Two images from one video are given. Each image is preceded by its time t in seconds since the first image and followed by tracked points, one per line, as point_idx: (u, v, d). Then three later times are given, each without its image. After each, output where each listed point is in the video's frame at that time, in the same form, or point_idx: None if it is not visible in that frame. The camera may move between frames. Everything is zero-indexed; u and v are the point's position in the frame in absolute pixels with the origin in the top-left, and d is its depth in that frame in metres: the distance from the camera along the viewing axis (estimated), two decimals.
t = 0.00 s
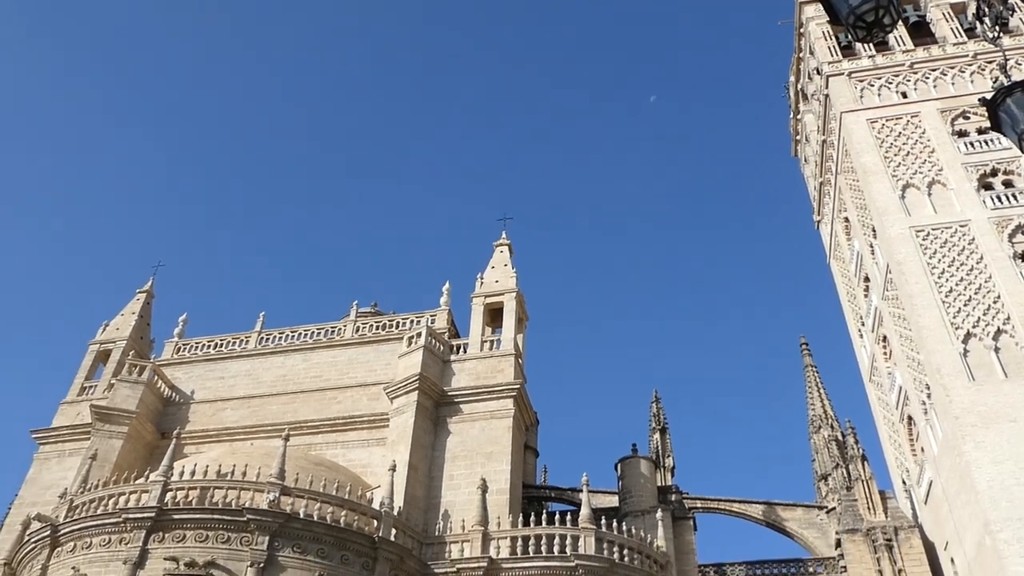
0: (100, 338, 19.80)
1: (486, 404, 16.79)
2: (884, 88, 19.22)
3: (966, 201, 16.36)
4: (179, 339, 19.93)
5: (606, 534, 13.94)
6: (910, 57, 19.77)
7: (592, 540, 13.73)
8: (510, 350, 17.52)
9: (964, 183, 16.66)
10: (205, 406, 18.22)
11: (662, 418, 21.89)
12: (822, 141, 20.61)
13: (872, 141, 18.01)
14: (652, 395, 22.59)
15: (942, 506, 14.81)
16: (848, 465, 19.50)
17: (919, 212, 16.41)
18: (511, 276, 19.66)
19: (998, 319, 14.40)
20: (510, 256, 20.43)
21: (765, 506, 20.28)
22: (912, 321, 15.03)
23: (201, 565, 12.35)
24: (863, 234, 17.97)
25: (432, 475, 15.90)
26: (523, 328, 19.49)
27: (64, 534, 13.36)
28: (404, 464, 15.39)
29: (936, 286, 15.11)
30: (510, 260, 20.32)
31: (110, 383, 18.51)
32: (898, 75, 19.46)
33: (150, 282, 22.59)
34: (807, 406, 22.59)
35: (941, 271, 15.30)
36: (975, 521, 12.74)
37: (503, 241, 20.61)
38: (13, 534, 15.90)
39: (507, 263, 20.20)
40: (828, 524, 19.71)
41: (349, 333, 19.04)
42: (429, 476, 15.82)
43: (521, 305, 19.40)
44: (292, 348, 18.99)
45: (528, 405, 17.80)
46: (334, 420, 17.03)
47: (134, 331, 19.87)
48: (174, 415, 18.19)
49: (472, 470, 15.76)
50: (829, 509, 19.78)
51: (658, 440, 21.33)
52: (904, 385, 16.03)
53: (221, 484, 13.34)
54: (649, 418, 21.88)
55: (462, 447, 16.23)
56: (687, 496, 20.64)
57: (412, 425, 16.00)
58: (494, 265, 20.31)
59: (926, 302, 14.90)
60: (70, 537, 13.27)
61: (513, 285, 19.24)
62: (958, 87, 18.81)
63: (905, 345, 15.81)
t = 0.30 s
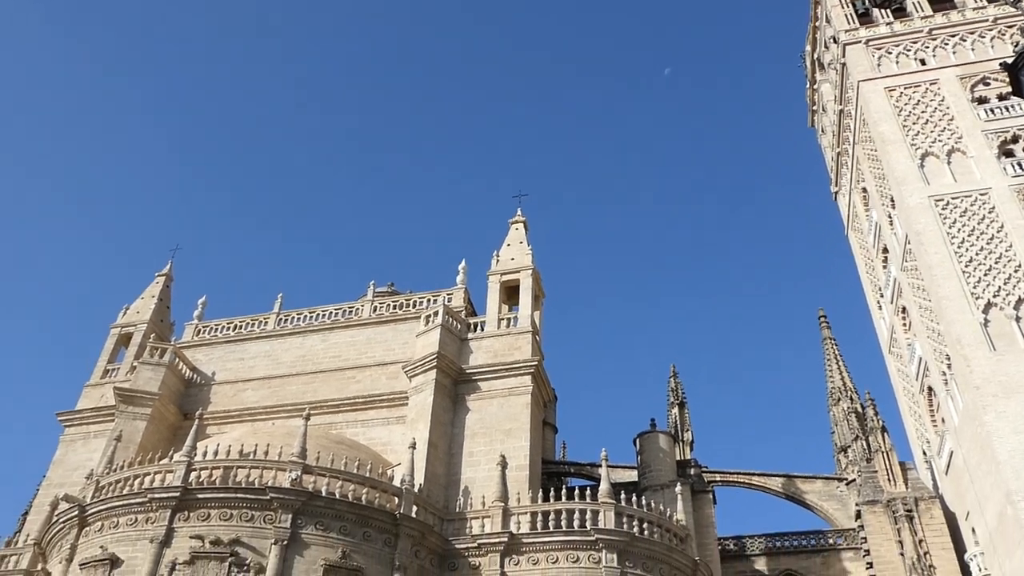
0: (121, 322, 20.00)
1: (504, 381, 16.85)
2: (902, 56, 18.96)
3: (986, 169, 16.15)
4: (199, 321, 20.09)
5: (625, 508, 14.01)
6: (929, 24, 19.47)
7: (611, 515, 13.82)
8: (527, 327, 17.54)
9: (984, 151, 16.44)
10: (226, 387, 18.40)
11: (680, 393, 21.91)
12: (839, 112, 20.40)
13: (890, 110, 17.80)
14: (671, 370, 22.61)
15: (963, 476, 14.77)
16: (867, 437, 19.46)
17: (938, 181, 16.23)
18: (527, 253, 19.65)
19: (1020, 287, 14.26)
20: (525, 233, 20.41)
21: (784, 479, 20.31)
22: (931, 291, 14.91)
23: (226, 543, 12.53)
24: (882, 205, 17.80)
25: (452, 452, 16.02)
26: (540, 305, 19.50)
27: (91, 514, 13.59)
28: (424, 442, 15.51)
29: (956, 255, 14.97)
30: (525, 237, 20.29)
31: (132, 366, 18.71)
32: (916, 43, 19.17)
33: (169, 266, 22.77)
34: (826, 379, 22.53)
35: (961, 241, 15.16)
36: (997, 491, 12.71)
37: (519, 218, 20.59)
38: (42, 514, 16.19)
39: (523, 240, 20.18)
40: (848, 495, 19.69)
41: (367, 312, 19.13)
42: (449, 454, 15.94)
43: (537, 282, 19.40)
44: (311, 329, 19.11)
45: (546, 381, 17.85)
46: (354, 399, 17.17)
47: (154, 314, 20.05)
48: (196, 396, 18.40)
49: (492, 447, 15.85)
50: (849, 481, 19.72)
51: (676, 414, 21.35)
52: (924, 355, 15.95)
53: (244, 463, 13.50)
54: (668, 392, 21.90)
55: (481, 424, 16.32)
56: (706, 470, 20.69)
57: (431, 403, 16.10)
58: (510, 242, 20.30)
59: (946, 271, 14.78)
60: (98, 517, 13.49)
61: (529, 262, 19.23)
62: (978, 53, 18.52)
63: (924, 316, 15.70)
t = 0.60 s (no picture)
0: (138, 307, 20.15)
1: (518, 359, 16.88)
2: (916, 24, 18.71)
3: (1003, 137, 15.97)
4: (215, 305, 20.22)
5: (642, 484, 14.07)
6: None
7: (628, 490, 13.87)
8: (540, 305, 17.55)
9: (1001, 118, 16.24)
10: (243, 370, 18.54)
11: (696, 368, 21.91)
12: (852, 82, 20.19)
13: (904, 79, 17.60)
14: (686, 345, 22.61)
15: (981, 446, 14.73)
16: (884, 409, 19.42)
17: (953, 150, 16.07)
18: (539, 231, 19.61)
19: None
20: (537, 212, 20.36)
21: (801, 452, 20.34)
22: (947, 261, 14.80)
23: (248, 523, 12.67)
24: (896, 175, 17.65)
25: (468, 431, 16.10)
26: (553, 283, 19.50)
27: (114, 497, 13.76)
28: (440, 421, 15.61)
29: (972, 225, 14.84)
30: (537, 216, 20.25)
31: (150, 350, 18.87)
32: (930, 10, 18.91)
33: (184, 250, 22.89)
34: (841, 351, 22.47)
35: (978, 210, 15.02)
36: (1015, 460, 12.67)
37: (530, 196, 20.54)
38: (65, 497, 16.42)
39: (535, 218, 20.14)
40: (865, 468, 19.65)
41: (381, 293, 19.18)
42: (465, 432, 16.03)
43: (550, 260, 19.38)
44: (325, 311, 19.18)
45: (561, 359, 17.88)
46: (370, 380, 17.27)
47: (170, 298, 20.18)
48: (214, 379, 18.56)
49: (508, 425, 15.91)
50: (866, 453, 19.68)
51: (692, 390, 21.37)
52: (940, 326, 15.86)
53: (263, 445, 13.63)
54: (683, 368, 21.91)
55: (497, 402, 16.39)
56: (722, 445, 20.71)
57: (446, 382, 16.18)
58: (522, 221, 20.26)
59: (962, 241, 14.66)
60: (121, 499, 13.66)
61: (542, 240, 19.20)
62: (993, 19, 18.25)
63: (940, 286, 15.61)
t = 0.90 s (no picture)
0: (149, 294, 20.24)
1: (529, 341, 16.89)
2: None
3: (1015, 110, 15.81)
4: (226, 291, 20.29)
5: (654, 463, 14.09)
6: None
7: (640, 470, 13.91)
8: (550, 287, 17.53)
9: (1013, 90, 16.07)
10: (256, 355, 18.62)
11: (707, 347, 21.89)
12: (861, 56, 20.00)
13: (914, 52, 17.42)
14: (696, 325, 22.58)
15: (994, 421, 14.70)
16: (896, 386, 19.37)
17: (965, 124, 15.93)
18: (548, 213, 19.56)
19: None
20: (546, 193, 20.31)
21: (813, 429, 20.33)
22: (959, 236, 14.71)
23: (263, 507, 12.76)
24: (907, 150, 17.52)
25: (480, 413, 16.15)
26: (563, 264, 19.47)
27: (130, 482, 13.87)
28: (452, 403, 15.66)
29: (984, 199, 14.73)
30: (546, 197, 20.20)
31: (163, 337, 18.97)
32: None
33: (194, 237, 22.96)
34: (853, 328, 22.39)
35: (989, 183, 14.91)
36: None
37: (539, 177, 20.48)
38: (82, 483, 16.58)
39: (544, 200, 20.09)
40: (877, 444, 19.63)
41: (391, 277, 19.19)
42: (477, 414, 16.07)
43: (560, 242, 19.34)
44: (336, 295, 19.22)
45: (571, 340, 17.88)
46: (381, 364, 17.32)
47: (181, 285, 20.25)
48: (226, 365, 18.65)
49: (520, 406, 15.94)
50: (878, 430, 19.65)
51: (703, 369, 21.36)
52: (952, 301, 15.79)
53: (276, 430, 13.70)
54: (694, 347, 21.89)
55: (509, 384, 16.42)
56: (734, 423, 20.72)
57: (457, 365, 16.21)
58: (531, 202, 20.21)
59: (974, 215, 14.56)
60: (137, 485, 13.77)
61: (551, 222, 19.15)
62: None
63: (952, 261, 15.52)
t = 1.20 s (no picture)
0: (163, 283, 20.35)
1: (541, 325, 16.90)
2: None
3: None
4: (238, 279, 20.39)
5: (667, 446, 14.12)
6: None
7: (653, 453, 13.95)
8: (561, 271, 17.51)
9: None
10: (269, 342, 18.73)
11: (719, 330, 21.86)
12: (873, 34, 19.80)
13: (927, 29, 17.23)
14: (708, 308, 22.53)
15: (1008, 400, 14.64)
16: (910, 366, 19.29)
17: (979, 101, 15.77)
18: (559, 197, 19.53)
19: None
20: (556, 177, 20.26)
21: (826, 411, 20.31)
22: (973, 214, 14.60)
23: (279, 493, 12.86)
24: (920, 128, 17.36)
25: (493, 397, 16.20)
26: (574, 249, 19.45)
27: (147, 469, 14.01)
28: (465, 388, 15.72)
29: (998, 177, 14.61)
30: (556, 181, 20.16)
31: (176, 325, 19.09)
32: None
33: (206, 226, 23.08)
34: (867, 309, 22.29)
35: (1004, 160, 14.78)
36: None
37: (549, 161, 20.43)
38: (100, 470, 16.76)
39: (554, 184, 20.05)
40: (891, 424, 19.59)
41: (403, 264, 19.23)
42: (490, 399, 16.12)
43: (570, 226, 19.32)
44: (347, 282, 19.27)
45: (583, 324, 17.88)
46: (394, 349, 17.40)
47: (194, 273, 20.36)
48: (240, 352, 18.77)
49: (533, 391, 15.98)
50: (892, 410, 19.61)
51: (715, 351, 21.35)
52: (966, 280, 15.69)
53: (290, 416, 13.79)
54: (706, 330, 21.86)
55: (521, 369, 16.45)
56: (747, 405, 20.72)
57: (470, 350, 16.25)
58: (541, 187, 20.17)
59: (988, 193, 14.44)
60: (154, 471, 13.91)
61: (561, 206, 19.12)
62: None
63: (966, 239, 15.41)
